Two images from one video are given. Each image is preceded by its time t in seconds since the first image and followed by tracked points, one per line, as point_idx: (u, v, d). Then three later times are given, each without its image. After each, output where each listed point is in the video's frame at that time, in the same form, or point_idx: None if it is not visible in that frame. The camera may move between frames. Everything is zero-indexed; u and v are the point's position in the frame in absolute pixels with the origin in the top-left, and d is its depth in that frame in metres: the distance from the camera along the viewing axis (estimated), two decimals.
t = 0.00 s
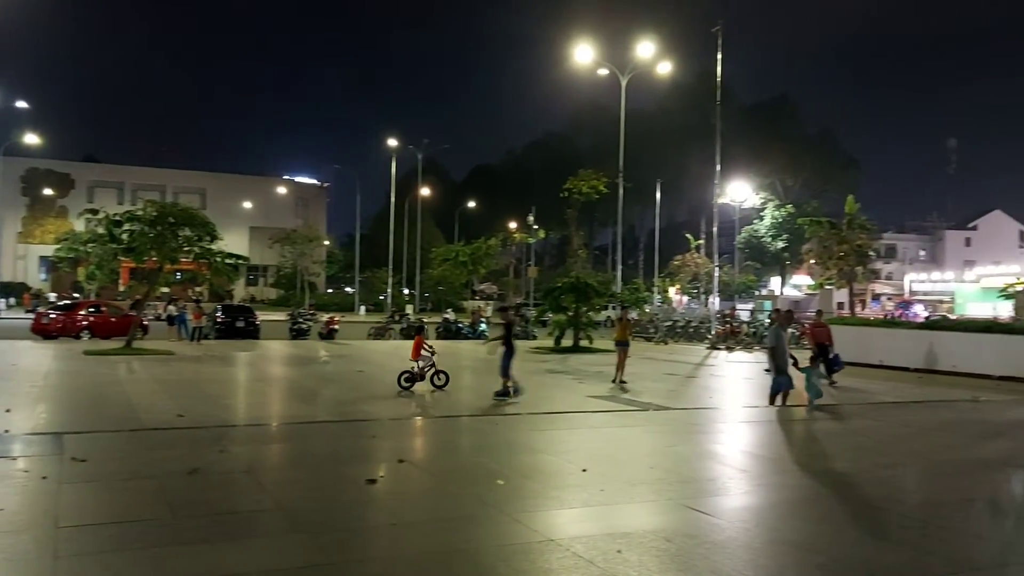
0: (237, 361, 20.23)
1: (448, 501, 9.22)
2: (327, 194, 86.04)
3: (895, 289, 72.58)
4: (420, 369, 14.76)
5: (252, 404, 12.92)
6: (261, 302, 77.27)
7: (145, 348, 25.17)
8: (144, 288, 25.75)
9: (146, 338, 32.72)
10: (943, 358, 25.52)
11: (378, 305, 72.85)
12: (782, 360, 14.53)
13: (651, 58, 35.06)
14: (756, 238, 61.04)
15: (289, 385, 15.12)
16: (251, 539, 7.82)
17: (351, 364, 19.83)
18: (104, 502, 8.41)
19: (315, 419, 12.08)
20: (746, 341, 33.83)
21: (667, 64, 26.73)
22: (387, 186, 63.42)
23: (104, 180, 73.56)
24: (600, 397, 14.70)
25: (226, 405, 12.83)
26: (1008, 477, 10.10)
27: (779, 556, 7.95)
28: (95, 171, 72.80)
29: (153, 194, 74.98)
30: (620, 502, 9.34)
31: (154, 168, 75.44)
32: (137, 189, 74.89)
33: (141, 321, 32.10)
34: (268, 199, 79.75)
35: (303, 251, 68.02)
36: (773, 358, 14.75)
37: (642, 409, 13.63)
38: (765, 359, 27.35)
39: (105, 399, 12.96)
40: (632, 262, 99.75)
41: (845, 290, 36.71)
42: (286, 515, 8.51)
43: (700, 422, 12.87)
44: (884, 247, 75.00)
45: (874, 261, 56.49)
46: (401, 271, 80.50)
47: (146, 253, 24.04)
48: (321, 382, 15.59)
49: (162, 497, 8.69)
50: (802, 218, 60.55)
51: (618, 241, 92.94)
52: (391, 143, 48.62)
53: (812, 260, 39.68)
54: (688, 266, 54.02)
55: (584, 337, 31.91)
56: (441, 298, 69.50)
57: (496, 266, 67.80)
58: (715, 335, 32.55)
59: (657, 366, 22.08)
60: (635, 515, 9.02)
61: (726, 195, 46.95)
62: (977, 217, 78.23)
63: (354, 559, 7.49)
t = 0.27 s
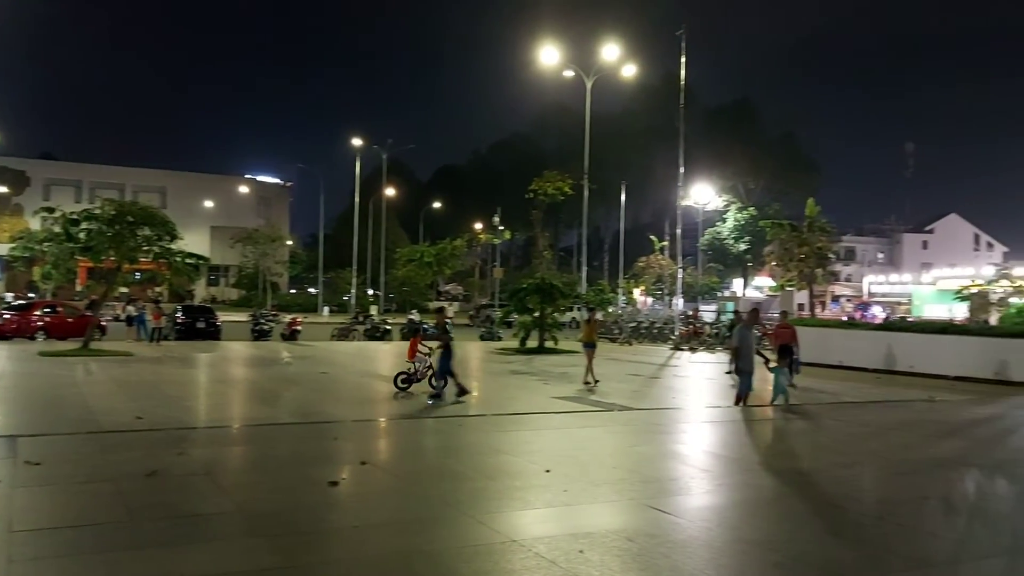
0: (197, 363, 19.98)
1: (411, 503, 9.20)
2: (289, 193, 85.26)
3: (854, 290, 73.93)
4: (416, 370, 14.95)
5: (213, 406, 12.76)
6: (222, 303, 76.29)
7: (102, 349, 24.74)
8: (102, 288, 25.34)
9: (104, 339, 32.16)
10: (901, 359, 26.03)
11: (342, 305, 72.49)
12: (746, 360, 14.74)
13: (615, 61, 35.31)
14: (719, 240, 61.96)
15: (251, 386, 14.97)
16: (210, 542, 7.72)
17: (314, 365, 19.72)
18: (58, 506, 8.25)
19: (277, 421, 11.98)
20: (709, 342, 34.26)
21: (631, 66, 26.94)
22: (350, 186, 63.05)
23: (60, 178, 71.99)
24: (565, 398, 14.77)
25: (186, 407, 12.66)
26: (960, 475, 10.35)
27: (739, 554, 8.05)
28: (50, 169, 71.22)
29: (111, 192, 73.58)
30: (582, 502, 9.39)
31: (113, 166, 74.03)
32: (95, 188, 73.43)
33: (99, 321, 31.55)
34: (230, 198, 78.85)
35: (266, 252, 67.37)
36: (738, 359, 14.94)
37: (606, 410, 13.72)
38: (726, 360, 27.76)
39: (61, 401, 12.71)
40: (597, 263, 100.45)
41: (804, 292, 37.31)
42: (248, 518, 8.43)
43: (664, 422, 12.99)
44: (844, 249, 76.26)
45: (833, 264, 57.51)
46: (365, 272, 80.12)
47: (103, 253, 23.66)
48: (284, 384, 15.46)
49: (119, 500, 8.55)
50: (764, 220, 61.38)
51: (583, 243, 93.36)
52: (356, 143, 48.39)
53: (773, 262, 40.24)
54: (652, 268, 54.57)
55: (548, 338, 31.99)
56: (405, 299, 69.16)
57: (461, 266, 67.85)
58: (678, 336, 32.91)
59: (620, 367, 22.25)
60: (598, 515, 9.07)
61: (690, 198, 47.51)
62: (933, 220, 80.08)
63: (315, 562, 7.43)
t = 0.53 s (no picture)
0: (144, 363, 19.61)
1: (365, 503, 9.13)
2: (242, 191, 84.18)
3: (806, 292, 75.48)
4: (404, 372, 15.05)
5: (163, 407, 12.54)
6: (173, 303, 74.93)
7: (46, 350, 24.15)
8: (47, 287, 24.81)
9: (49, 339, 31.39)
10: (850, 359, 26.61)
11: (297, 305, 71.98)
12: (706, 356, 15.07)
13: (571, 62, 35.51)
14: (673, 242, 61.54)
15: (202, 387, 14.75)
16: (157, 545, 7.57)
17: (266, 365, 19.50)
18: None
19: (229, 422, 11.81)
20: (664, 342, 34.70)
21: (589, 68, 27.15)
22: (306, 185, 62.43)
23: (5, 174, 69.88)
24: (521, 398, 14.78)
25: (135, 408, 12.43)
26: (905, 472, 10.61)
27: (691, 552, 8.13)
28: None
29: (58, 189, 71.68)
30: (536, 502, 9.42)
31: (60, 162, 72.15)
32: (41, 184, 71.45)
33: (44, 321, 30.80)
34: (181, 196, 77.56)
35: (219, 250, 66.65)
36: (698, 355, 15.25)
37: (562, 410, 13.79)
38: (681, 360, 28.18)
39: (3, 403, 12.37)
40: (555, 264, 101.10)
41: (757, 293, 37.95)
42: (197, 521, 8.28)
43: (620, 422, 13.08)
44: (796, 252, 77.70)
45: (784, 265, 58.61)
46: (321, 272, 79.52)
47: (49, 251, 23.17)
48: (236, 384, 15.25)
49: (63, 502, 8.36)
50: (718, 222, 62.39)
51: (540, 244, 93.84)
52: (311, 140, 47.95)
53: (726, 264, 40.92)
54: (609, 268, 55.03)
55: (505, 338, 32.08)
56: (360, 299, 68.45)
57: (417, 266, 67.86)
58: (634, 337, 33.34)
59: (575, 367, 22.43)
60: (552, 514, 9.10)
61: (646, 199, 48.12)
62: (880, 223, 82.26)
63: (266, 564, 7.34)
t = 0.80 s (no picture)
0: (85, 364, 19.15)
1: (314, 506, 9.05)
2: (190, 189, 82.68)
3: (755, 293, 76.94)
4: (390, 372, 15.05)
5: (108, 409, 12.28)
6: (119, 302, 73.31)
7: None
8: None
9: None
10: (798, 359, 27.13)
11: (246, 305, 71.09)
12: (664, 356, 15.23)
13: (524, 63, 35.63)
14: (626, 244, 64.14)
15: (148, 388, 14.47)
16: (97, 550, 7.40)
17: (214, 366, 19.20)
18: None
19: (176, 424, 11.62)
20: (617, 342, 35.04)
21: (542, 70, 27.28)
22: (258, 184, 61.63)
23: None
24: (475, 400, 14.81)
25: (79, 410, 12.14)
26: (849, 470, 10.84)
27: (639, 550, 8.20)
28: None
29: None
30: (486, 503, 9.41)
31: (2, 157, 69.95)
32: None
33: None
34: (127, 193, 75.96)
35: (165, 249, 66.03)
36: (657, 354, 15.40)
37: (514, 410, 13.84)
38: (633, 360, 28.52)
39: None
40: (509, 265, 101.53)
41: (707, 294, 38.51)
42: (140, 525, 8.12)
43: (571, 422, 13.15)
44: (745, 254, 79.07)
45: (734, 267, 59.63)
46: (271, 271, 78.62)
47: None
48: (184, 386, 15.00)
49: None
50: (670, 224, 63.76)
51: (495, 245, 94.08)
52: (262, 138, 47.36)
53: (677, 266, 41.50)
54: (563, 269, 55.35)
55: (457, 339, 32.08)
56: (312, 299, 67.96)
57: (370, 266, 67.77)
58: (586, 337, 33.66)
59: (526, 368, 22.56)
60: (503, 515, 9.11)
61: (599, 201, 48.61)
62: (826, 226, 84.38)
63: (211, 567, 7.22)
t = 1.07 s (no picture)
0: (24, 364, 18.64)
1: (263, 508, 8.94)
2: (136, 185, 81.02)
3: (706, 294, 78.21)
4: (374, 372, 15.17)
5: (51, 411, 11.98)
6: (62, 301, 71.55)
7: None
8: None
9: None
10: (748, 358, 27.62)
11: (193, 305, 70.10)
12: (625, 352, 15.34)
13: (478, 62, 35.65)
14: (580, 244, 64.28)
15: (92, 389, 14.15)
16: (36, 555, 7.20)
17: (159, 366, 18.83)
18: None
19: (121, 425, 11.39)
20: (570, 342, 35.29)
21: (497, 69, 27.28)
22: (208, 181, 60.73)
23: None
24: (429, 400, 14.80)
25: (20, 411, 11.82)
26: (795, 467, 11.04)
27: (590, 548, 8.25)
28: None
29: None
30: (438, 503, 9.38)
31: None
32: None
33: None
34: (70, 189, 74.35)
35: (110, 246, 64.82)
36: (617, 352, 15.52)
37: (467, 410, 13.85)
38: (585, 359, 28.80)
39: None
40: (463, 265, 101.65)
41: (659, 294, 38.96)
42: (83, 529, 7.93)
43: (524, 422, 13.19)
44: (696, 255, 79.86)
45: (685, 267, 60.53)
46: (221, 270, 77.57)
47: None
48: (130, 387, 14.71)
49: None
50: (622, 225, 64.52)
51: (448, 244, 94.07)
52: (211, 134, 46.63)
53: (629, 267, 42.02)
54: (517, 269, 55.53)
55: (409, 338, 32.03)
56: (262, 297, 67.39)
57: (321, 265, 67.51)
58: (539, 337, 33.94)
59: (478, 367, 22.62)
60: (455, 515, 9.08)
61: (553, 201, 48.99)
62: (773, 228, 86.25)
63: (154, 570, 7.08)
